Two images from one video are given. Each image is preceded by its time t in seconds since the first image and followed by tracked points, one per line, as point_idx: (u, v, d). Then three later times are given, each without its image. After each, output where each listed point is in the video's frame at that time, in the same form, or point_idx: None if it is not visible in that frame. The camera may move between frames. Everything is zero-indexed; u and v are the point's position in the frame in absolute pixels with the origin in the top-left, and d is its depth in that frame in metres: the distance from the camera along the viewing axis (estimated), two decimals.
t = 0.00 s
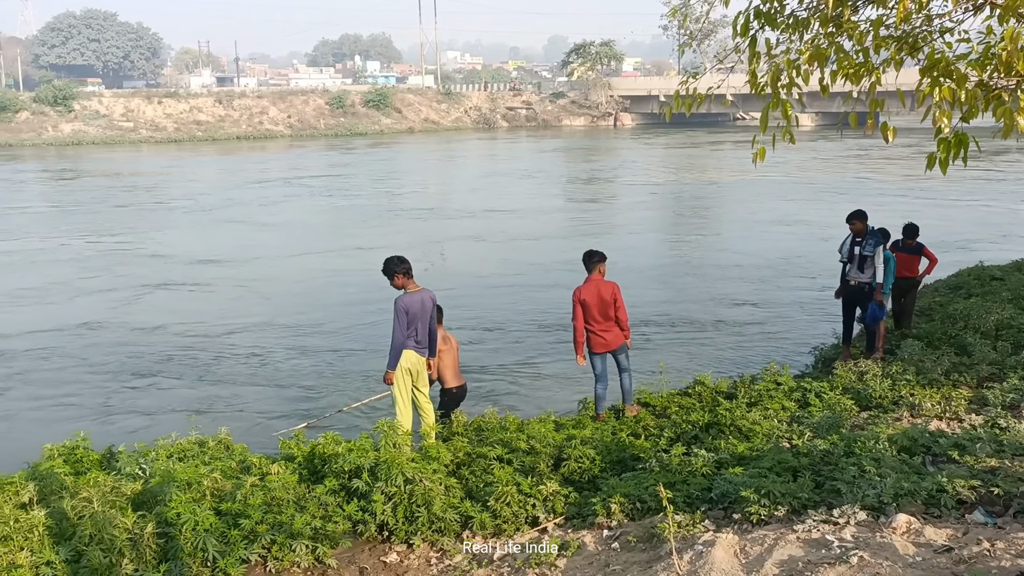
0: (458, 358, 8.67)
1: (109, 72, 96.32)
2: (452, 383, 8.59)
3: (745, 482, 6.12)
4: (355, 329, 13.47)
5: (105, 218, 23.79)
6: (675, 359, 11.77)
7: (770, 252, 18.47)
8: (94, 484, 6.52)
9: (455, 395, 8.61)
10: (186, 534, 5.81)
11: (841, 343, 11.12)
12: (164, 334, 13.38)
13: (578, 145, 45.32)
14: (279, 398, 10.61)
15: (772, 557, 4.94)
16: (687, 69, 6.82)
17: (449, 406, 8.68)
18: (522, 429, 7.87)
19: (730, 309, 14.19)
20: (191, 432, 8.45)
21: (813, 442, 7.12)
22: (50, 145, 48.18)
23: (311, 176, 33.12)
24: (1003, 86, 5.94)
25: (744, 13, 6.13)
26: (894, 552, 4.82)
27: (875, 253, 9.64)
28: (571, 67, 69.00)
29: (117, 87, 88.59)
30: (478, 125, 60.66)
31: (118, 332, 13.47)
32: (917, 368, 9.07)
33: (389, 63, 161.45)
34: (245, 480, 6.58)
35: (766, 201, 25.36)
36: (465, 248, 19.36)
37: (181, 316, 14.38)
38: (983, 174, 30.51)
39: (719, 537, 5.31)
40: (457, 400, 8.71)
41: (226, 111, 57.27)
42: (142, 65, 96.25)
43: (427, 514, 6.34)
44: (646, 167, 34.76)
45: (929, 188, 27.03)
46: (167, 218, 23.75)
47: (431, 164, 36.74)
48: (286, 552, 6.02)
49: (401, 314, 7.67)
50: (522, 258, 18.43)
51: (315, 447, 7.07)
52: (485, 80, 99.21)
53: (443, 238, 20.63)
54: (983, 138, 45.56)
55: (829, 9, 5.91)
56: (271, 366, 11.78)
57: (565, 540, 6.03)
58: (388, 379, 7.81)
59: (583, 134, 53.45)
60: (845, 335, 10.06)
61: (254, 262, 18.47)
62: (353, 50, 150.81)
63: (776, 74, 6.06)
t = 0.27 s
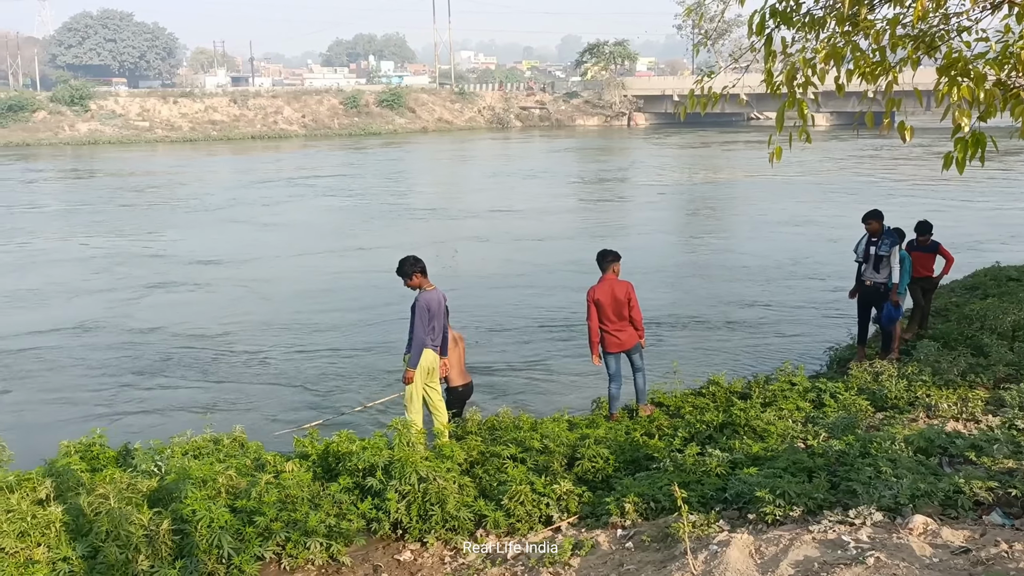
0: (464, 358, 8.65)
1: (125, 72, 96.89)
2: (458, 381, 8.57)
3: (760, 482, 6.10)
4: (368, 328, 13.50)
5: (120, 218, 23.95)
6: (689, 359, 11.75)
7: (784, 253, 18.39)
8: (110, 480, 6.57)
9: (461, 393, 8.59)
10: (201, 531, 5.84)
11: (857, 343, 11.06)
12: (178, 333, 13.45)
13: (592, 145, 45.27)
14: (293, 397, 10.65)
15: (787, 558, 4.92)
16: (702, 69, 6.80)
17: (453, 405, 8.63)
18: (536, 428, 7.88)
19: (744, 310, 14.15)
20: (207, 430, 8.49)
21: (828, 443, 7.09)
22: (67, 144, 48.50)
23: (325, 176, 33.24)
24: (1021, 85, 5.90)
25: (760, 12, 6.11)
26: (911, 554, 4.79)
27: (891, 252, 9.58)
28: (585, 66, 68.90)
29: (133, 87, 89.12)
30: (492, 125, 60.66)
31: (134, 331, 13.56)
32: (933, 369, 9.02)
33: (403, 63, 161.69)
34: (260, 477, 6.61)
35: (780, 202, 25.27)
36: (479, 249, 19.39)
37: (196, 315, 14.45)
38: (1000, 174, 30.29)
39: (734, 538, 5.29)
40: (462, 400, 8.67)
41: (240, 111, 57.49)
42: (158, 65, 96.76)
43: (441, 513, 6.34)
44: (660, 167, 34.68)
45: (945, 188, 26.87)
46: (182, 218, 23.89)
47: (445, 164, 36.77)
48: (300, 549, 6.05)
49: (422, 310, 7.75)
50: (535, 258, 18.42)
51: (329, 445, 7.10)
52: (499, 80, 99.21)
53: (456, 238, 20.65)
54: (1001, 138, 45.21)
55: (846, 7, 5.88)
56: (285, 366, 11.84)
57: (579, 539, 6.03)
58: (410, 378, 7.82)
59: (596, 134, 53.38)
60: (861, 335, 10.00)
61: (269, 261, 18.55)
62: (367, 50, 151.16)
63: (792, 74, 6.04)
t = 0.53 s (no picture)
0: (467, 356, 8.66)
1: (135, 71, 97.28)
2: (459, 380, 8.58)
3: (771, 481, 6.09)
4: (377, 328, 13.51)
5: (130, 217, 24.02)
6: (699, 358, 11.73)
7: (794, 252, 18.33)
8: (122, 477, 6.59)
9: (463, 392, 8.60)
10: (212, 528, 5.85)
11: (867, 343, 11.02)
12: (188, 332, 13.49)
13: (601, 143, 45.22)
14: (303, 395, 10.67)
15: (799, 557, 4.91)
16: (713, 67, 6.77)
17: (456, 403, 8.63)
18: (545, 426, 7.87)
19: (753, 309, 14.11)
20: (217, 428, 8.51)
21: (839, 442, 7.06)
22: (77, 143, 48.69)
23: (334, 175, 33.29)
24: None
25: (771, 10, 6.08)
26: (924, 554, 4.77)
27: (903, 252, 9.52)
28: (594, 65, 68.84)
29: (143, 86, 89.52)
30: (501, 124, 60.64)
31: (144, 330, 13.62)
32: (944, 368, 8.97)
33: (412, 62, 161.84)
34: (270, 475, 6.62)
35: (790, 201, 25.18)
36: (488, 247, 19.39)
37: (206, 314, 14.49)
38: (1011, 173, 30.13)
39: (745, 537, 5.28)
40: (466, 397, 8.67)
41: (250, 109, 57.62)
42: (168, 65, 97.08)
43: (451, 511, 6.34)
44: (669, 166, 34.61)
45: (956, 187, 26.73)
46: (192, 217, 23.96)
47: (453, 163, 36.79)
48: (310, 547, 6.06)
49: (427, 311, 7.73)
50: (544, 257, 18.40)
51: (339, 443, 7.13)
52: (508, 79, 99.19)
53: (465, 237, 20.66)
54: (1012, 136, 44.97)
55: (858, 5, 5.86)
56: (295, 364, 11.87)
57: (589, 538, 6.02)
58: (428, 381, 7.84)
59: (605, 133, 53.29)
60: (871, 334, 9.95)
61: (278, 260, 18.59)
62: (376, 49, 151.35)
63: (803, 71, 6.01)
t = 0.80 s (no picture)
0: (471, 354, 8.68)
1: (141, 71, 97.46)
2: (460, 378, 8.63)
3: (778, 480, 6.08)
4: (383, 327, 13.51)
5: (136, 216, 24.07)
6: (705, 357, 11.70)
7: (801, 251, 18.28)
8: (129, 475, 6.61)
9: (463, 390, 8.66)
10: (219, 526, 5.86)
11: (874, 341, 11.01)
12: (194, 331, 13.51)
13: (607, 142, 45.18)
14: (308, 394, 10.67)
15: (806, 555, 4.90)
16: (720, 65, 6.75)
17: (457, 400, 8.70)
18: (551, 425, 7.87)
19: (759, 309, 14.08)
20: (223, 426, 8.52)
21: (845, 441, 7.05)
22: (84, 142, 48.80)
23: (339, 174, 33.28)
24: None
25: (778, 7, 6.06)
26: (932, 552, 4.77)
27: (910, 250, 9.51)
28: (600, 64, 68.79)
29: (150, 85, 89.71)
30: (506, 123, 60.63)
31: (151, 329, 13.64)
32: (951, 367, 8.94)
33: (417, 61, 161.88)
34: (277, 473, 6.64)
35: (796, 200, 25.13)
36: (493, 246, 19.38)
37: (212, 313, 14.51)
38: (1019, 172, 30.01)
39: (752, 535, 5.27)
40: (467, 395, 8.74)
41: (256, 108, 57.68)
42: (174, 64, 97.22)
43: (457, 509, 6.35)
44: (674, 165, 34.55)
45: (963, 186, 26.64)
46: (198, 216, 24.01)
47: (459, 162, 36.79)
48: (317, 545, 6.07)
49: (422, 313, 7.84)
50: (549, 256, 18.38)
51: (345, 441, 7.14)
52: (514, 78, 99.16)
53: (471, 236, 20.65)
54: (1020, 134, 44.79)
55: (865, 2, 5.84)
56: (301, 364, 11.87)
57: (595, 536, 6.02)
58: (417, 386, 7.98)
59: (611, 131, 53.23)
60: (879, 333, 9.92)
61: (284, 259, 18.60)
62: (382, 48, 151.42)
63: (810, 69, 5.99)
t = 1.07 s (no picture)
0: (474, 354, 8.73)
1: (146, 70, 97.60)
2: (462, 376, 8.67)
3: (782, 478, 6.08)
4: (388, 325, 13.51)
5: (141, 214, 24.12)
6: (709, 356, 11.70)
7: (806, 250, 18.24)
8: (134, 473, 6.63)
9: (465, 388, 8.71)
10: (224, 523, 5.88)
11: (879, 340, 10.99)
12: (199, 330, 13.54)
13: (612, 141, 45.16)
14: (313, 392, 10.69)
15: (810, 553, 4.90)
16: (724, 63, 6.73)
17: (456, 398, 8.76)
18: (555, 424, 7.87)
19: (764, 308, 14.06)
20: (228, 424, 8.54)
21: (851, 439, 7.03)
22: (90, 141, 48.91)
23: (344, 173, 33.33)
24: None
25: (782, 5, 6.04)
26: (936, 550, 4.76)
27: (914, 249, 9.47)
28: (604, 62, 68.74)
29: (155, 84, 89.85)
30: (511, 121, 60.62)
31: (156, 328, 13.67)
32: (956, 366, 8.93)
33: (421, 60, 162.01)
34: (281, 471, 6.66)
35: (801, 198, 25.09)
36: (498, 245, 19.38)
37: (217, 312, 14.53)
38: None
39: (756, 533, 5.27)
40: (468, 394, 8.79)
41: (260, 107, 57.73)
42: (179, 63, 97.35)
43: (461, 507, 6.35)
44: (679, 163, 34.52)
45: (969, 184, 26.57)
46: (203, 215, 24.04)
47: (463, 160, 36.78)
48: (321, 542, 6.07)
49: (407, 312, 7.88)
50: (554, 254, 18.37)
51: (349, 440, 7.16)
52: (518, 76, 99.12)
53: (475, 235, 20.65)
54: None
55: None
56: (306, 362, 11.89)
57: (600, 534, 6.02)
58: (406, 386, 8.01)
59: (615, 130, 53.18)
60: (883, 331, 9.90)
61: (289, 258, 18.63)
62: (386, 47, 151.50)
63: (814, 67, 5.97)
